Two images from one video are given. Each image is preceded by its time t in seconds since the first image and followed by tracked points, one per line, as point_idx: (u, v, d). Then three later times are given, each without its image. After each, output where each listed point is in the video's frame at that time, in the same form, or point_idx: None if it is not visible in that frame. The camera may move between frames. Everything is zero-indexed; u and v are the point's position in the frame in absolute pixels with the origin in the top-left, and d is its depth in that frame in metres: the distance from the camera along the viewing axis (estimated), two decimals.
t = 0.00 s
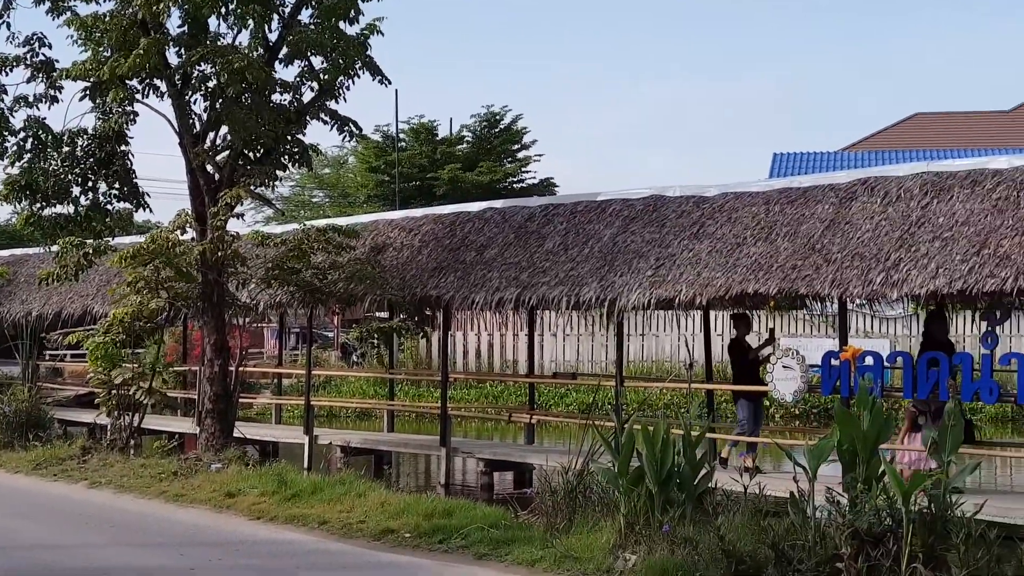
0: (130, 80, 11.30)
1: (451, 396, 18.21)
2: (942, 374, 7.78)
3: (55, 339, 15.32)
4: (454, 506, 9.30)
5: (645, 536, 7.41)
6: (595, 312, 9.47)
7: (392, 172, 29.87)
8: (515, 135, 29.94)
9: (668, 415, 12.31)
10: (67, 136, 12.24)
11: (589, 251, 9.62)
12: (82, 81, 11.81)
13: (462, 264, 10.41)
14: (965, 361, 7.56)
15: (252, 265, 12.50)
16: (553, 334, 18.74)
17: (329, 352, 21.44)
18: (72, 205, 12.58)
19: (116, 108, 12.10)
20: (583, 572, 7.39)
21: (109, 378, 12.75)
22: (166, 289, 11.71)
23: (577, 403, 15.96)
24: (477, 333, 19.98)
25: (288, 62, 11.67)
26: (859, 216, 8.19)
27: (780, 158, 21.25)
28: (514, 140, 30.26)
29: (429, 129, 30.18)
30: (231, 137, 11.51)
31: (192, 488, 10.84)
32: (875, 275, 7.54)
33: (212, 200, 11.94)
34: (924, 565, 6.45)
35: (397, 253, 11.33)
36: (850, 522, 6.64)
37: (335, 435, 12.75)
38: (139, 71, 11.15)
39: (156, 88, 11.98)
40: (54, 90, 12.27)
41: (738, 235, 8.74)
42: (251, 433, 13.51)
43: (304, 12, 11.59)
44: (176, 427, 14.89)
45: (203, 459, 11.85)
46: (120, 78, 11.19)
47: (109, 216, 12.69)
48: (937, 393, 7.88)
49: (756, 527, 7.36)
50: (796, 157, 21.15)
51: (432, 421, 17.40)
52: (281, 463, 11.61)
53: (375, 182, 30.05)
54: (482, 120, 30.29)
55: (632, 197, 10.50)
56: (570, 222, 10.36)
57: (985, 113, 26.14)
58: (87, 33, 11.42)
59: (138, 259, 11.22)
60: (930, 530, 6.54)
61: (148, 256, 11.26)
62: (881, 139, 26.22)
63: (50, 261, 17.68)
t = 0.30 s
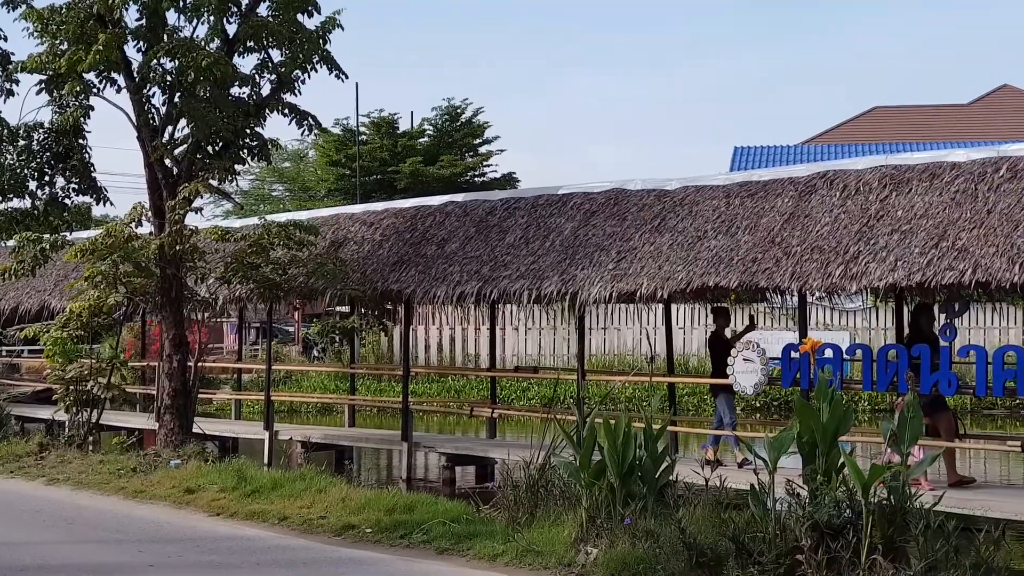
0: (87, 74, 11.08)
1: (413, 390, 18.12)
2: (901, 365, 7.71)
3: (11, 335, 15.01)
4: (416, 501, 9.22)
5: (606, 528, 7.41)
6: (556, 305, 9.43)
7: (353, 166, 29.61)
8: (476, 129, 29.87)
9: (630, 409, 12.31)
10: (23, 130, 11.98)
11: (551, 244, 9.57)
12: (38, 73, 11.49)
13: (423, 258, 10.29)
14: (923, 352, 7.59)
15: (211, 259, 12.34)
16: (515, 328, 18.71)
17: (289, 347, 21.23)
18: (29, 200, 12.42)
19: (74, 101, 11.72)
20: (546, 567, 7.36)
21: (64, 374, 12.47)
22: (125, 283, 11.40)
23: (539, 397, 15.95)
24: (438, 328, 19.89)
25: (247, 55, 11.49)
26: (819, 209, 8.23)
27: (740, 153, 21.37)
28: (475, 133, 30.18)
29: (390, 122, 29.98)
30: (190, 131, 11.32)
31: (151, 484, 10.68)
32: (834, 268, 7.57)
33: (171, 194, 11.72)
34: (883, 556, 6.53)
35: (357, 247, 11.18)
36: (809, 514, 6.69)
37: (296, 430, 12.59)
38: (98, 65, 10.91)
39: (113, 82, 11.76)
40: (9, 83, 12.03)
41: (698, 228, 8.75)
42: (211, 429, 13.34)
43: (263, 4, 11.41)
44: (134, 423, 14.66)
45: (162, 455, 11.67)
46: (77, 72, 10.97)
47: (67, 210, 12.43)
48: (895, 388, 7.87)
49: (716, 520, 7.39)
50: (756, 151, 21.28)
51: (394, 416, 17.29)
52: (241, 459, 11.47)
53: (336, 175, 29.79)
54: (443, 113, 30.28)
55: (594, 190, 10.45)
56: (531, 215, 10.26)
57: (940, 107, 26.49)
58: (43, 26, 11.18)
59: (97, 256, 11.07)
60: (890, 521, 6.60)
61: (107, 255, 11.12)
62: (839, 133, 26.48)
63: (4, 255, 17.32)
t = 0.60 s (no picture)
0: (43, 70, 10.87)
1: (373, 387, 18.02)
2: (858, 361, 7.56)
3: None
4: (375, 498, 9.15)
5: (566, 524, 7.43)
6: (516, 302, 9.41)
7: (312, 162, 29.34)
8: (437, 126, 29.80)
9: (589, 406, 12.32)
10: None
11: (510, 241, 9.53)
12: None
13: (382, 255, 10.21)
14: (881, 350, 7.61)
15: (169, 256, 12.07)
16: (474, 325, 18.66)
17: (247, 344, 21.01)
18: None
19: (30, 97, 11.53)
20: (505, 563, 7.39)
21: (20, 371, 12.32)
22: (82, 280, 11.29)
23: (498, 394, 15.91)
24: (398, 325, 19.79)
25: (204, 51, 11.33)
26: (777, 207, 8.28)
27: (699, 151, 21.49)
28: (436, 131, 30.11)
29: (350, 118, 29.79)
30: (148, 127, 11.16)
31: (109, 482, 10.53)
32: (792, 265, 7.64)
33: (128, 191, 11.56)
34: (840, 550, 6.62)
35: (315, 244, 11.03)
36: (766, 509, 6.76)
37: (255, 428, 12.43)
38: (55, 60, 10.71)
39: (70, 78, 11.56)
40: None
41: (657, 226, 8.77)
42: (169, 426, 13.19)
43: None
44: (91, 421, 14.44)
45: (120, 453, 11.50)
46: (34, 68, 10.76)
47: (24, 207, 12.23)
48: (850, 383, 7.95)
49: (674, 515, 7.43)
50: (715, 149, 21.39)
51: (353, 414, 17.18)
52: (199, 457, 11.34)
53: (295, 172, 29.50)
54: (403, 110, 30.08)
55: (554, 187, 10.42)
56: (491, 212, 10.20)
57: (893, 107, 26.85)
58: None
59: (53, 252, 11.07)
60: (846, 517, 6.68)
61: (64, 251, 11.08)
62: (796, 132, 26.73)
63: None
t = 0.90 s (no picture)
0: None
1: (331, 385, 17.91)
2: (813, 357, 7.60)
3: None
4: (332, 496, 9.06)
5: (524, 521, 7.42)
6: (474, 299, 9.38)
7: (269, 159, 29.07)
8: (395, 123, 29.67)
9: (547, 402, 12.32)
10: None
11: (468, 238, 9.49)
12: None
13: (340, 252, 10.12)
14: (837, 344, 7.62)
15: (124, 252, 11.83)
16: (433, 322, 18.60)
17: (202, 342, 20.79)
18: None
19: None
20: (463, 560, 7.36)
21: None
22: (35, 278, 10.99)
23: (457, 391, 15.86)
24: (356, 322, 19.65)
25: (159, 47, 11.17)
26: (733, 204, 8.33)
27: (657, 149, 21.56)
28: (394, 128, 29.95)
29: (306, 115, 29.59)
30: (103, 124, 10.98)
31: (63, 482, 10.35)
32: (748, 262, 7.68)
33: (82, 188, 11.36)
34: (796, 545, 6.67)
35: (271, 241, 10.90)
36: (723, 504, 6.79)
37: (211, 426, 12.26)
38: (6, 55, 10.50)
39: (23, 73, 11.35)
40: None
41: (615, 222, 8.79)
42: (124, 425, 13.00)
43: None
44: (43, 420, 14.19)
45: (74, 452, 11.30)
46: None
47: None
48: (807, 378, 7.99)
49: (632, 510, 7.43)
50: (673, 147, 21.48)
51: (310, 411, 17.06)
52: (155, 456, 11.18)
53: (251, 168, 29.24)
54: (361, 107, 29.89)
55: (512, 184, 10.39)
56: (449, 209, 10.14)
57: (847, 105, 27.18)
58: None
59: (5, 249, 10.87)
60: (802, 512, 6.75)
61: (15, 248, 10.80)
62: (751, 130, 26.96)
63: None
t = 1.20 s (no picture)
0: None
1: (278, 381, 17.74)
2: (759, 351, 7.66)
3: None
4: (279, 492, 8.95)
5: (473, 516, 7.42)
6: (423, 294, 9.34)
7: (214, 153, 28.31)
8: (343, 117, 29.19)
9: (497, 397, 12.31)
10: None
11: (417, 233, 9.43)
12: None
13: (287, 247, 10.00)
14: (782, 339, 7.64)
15: (68, 246, 11.57)
16: (381, 317, 18.37)
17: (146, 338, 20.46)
18: None
19: None
20: (411, 556, 7.36)
21: None
22: None
23: (405, 386, 15.73)
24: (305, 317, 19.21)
25: (103, 39, 10.93)
26: (681, 198, 8.36)
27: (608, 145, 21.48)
28: (342, 122, 29.51)
29: (253, 108, 28.80)
30: (45, 117, 10.74)
31: (3, 480, 10.13)
32: (696, 256, 7.72)
33: (25, 182, 11.05)
34: (742, 536, 6.72)
35: (218, 236, 10.73)
36: (670, 497, 6.81)
37: (156, 422, 12.05)
38: None
39: None
40: None
41: (563, 217, 8.79)
42: (67, 422, 12.76)
43: None
44: None
45: (16, 450, 11.07)
46: None
47: None
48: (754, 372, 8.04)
49: (581, 504, 7.41)
50: (622, 142, 21.49)
51: (257, 407, 16.90)
52: (99, 453, 10.99)
53: (196, 162, 28.47)
54: (309, 99, 29.37)
55: (460, 178, 10.29)
56: (397, 203, 10.05)
57: (794, 102, 27.45)
58: None
59: None
60: (748, 503, 6.78)
61: None
62: (700, 124, 27.13)
63: None
